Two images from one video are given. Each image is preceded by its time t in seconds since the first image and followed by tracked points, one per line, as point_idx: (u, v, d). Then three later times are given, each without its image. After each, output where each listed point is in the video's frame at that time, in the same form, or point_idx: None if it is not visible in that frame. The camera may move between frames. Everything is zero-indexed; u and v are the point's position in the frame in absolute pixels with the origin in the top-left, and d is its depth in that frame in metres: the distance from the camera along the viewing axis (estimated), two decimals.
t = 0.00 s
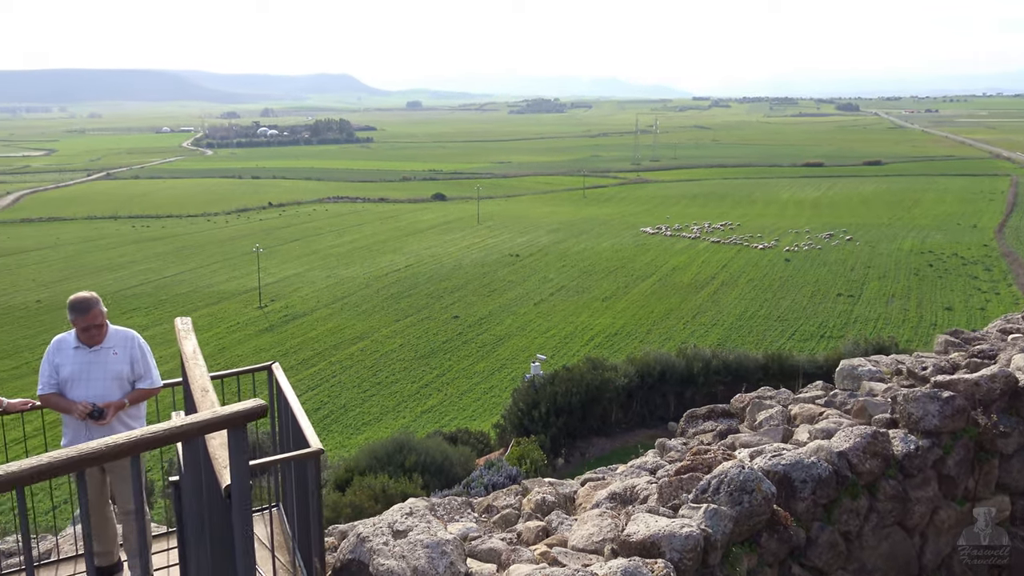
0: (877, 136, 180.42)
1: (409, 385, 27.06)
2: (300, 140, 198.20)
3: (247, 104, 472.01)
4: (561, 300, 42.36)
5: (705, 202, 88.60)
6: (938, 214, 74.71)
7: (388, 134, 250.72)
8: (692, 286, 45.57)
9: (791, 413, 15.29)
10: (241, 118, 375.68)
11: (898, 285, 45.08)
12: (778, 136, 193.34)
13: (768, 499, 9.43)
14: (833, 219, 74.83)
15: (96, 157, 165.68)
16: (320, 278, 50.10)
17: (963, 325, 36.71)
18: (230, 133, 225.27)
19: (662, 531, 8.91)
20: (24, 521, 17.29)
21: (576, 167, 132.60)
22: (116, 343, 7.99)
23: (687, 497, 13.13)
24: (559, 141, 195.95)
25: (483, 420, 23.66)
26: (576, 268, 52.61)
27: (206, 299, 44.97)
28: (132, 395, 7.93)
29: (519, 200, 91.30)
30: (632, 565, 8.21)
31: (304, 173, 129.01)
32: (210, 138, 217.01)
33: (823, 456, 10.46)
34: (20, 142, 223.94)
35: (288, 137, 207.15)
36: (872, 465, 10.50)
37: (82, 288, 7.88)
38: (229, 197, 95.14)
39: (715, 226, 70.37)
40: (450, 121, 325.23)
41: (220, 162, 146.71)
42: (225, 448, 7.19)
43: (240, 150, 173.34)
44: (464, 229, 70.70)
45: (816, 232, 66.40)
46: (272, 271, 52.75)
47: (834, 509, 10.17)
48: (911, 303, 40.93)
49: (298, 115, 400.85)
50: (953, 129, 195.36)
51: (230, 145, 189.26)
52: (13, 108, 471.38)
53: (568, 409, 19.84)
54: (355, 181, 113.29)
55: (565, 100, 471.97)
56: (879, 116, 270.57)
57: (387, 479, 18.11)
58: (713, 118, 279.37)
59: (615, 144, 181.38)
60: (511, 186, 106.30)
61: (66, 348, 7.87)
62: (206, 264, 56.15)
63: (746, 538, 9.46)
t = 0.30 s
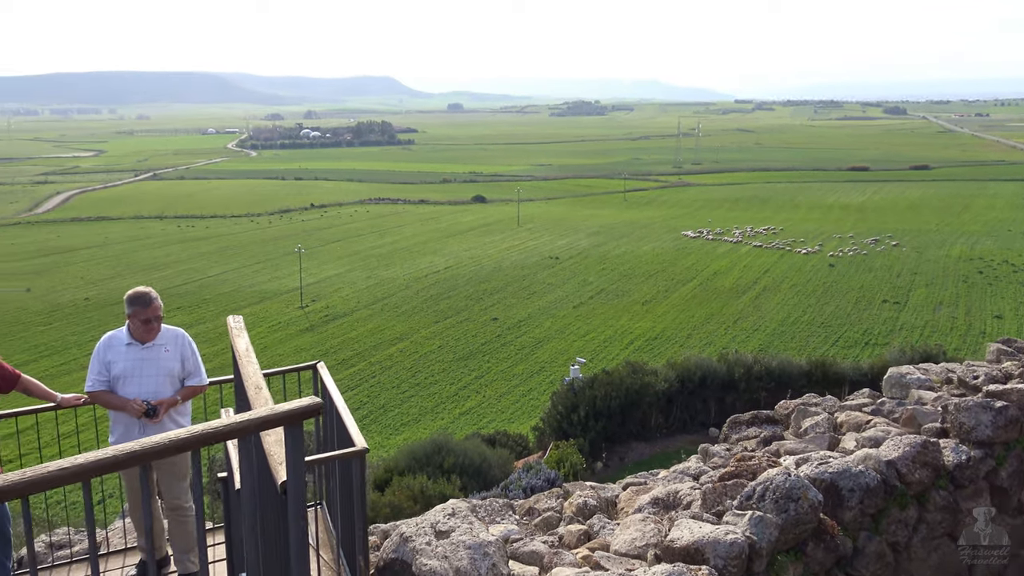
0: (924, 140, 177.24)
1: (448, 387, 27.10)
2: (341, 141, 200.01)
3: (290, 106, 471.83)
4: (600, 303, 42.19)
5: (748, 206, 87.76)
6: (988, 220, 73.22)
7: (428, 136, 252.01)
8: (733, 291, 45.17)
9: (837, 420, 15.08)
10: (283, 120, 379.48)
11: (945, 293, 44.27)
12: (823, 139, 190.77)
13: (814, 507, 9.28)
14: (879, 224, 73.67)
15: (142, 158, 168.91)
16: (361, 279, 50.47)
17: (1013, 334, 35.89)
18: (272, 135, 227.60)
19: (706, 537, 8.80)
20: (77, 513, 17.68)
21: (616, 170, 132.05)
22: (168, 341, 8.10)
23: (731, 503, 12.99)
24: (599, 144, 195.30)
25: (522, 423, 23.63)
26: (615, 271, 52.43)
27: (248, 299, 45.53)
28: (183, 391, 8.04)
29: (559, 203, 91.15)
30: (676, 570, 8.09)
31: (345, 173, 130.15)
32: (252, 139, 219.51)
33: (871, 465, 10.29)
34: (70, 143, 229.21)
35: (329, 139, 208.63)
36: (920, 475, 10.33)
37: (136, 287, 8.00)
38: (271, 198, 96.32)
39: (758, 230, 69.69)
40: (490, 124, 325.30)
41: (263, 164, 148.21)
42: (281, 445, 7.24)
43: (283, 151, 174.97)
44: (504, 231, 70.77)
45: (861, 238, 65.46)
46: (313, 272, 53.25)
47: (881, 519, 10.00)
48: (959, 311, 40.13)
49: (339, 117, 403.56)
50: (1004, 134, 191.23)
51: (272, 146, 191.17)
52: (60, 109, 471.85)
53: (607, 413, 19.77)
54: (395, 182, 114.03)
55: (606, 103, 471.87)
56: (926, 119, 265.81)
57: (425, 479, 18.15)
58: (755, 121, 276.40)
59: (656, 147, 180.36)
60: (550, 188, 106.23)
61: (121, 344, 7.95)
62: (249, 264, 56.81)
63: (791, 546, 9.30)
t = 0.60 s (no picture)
0: (975, 145, 173.58)
1: (486, 389, 27.15)
2: (383, 143, 201.13)
3: (333, 108, 471.87)
4: (639, 307, 42.01)
5: (791, 211, 86.78)
6: None
7: (470, 139, 252.53)
8: (774, 296, 44.74)
9: (883, 428, 14.85)
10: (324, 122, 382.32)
11: (993, 300, 43.38)
12: (870, 143, 187.84)
13: (860, 517, 9.17)
14: (925, 229, 72.48)
15: (189, 158, 171.58)
16: (401, 280, 50.83)
17: None
18: (317, 137, 229.64)
19: (749, 544, 8.71)
20: (125, 505, 18.10)
21: (658, 173, 131.40)
22: (213, 337, 8.23)
23: (774, 511, 12.86)
24: (641, 147, 194.36)
25: (560, 425, 23.61)
26: (656, 274, 52.21)
27: (289, 298, 46.04)
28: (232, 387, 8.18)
29: (600, 206, 90.94)
30: None
31: (387, 174, 130.99)
32: (296, 141, 222.03)
33: (919, 475, 10.15)
34: (119, 143, 233.92)
35: (371, 140, 209.92)
36: (969, 486, 10.16)
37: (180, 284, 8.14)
38: (314, 198, 97.34)
39: (801, 235, 68.91)
40: (531, 126, 325.28)
41: (306, 165, 149.71)
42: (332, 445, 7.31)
43: (327, 153, 176.69)
44: (544, 234, 70.76)
45: (906, 243, 64.42)
46: (353, 272, 53.79)
47: (929, 530, 9.84)
48: (1007, 319, 39.28)
49: (380, 119, 405.32)
50: None
51: (316, 148, 193.17)
52: (109, 111, 472.04)
53: (645, 417, 19.65)
54: (437, 184, 114.55)
55: (648, 106, 471.95)
56: (976, 123, 260.48)
57: (462, 480, 18.21)
58: (799, 125, 273.09)
59: (699, 150, 179.06)
60: (591, 191, 105.99)
61: (167, 342, 8.07)
62: (291, 264, 57.46)
63: (836, 555, 9.18)
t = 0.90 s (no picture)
0: None
1: (525, 391, 27.21)
2: (426, 145, 201.85)
3: (378, 109, 471.76)
4: (680, 311, 41.77)
5: (836, 216, 85.72)
6: None
7: (513, 142, 252.34)
8: (818, 302, 44.24)
9: (930, 438, 14.62)
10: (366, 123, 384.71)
11: None
12: (919, 148, 184.53)
13: (908, 528, 9.06)
14: (975, 236, 71.01)
15: (236, 159, 174.04)
16: (442, 281, 51.13)
17: None
18: (360, 139, 231.55)
19: (793, 553, 8.62)
20: (173, 498, 18.56)
21: (701, 176, 130.48)
22: (260, 337, 8.37)
23: (820, 520, 12.70)
24: (685, 151, 193.13)
25: (599, 429, 23.57)
26: (697, 279, 51.91)
27: (332, 298, 46.54)
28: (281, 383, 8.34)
29: (641, 210, 90.59)
30: None
31: (429, 176, 131.65)
32: (341, 142, 224.35)
33: (968, 486, 10.04)
34: (169, 144, 238.05)
35: (415, 142, 211.03)
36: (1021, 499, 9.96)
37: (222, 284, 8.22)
38: (357, 199, 98.17)
39: (846, 240, 68.01)
40: (573, 129, 324.50)
41: (349, 167, 151.05)
42: (384, 446, 7.38)
43: (371, 155, 178.19)
44: (585, 237, 70.67)
45: (954, 250, 63.25)
46: (395, 273, 54.20)
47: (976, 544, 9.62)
48: None
49: (422, 122, 406.53)
50: None
51: (361, 150, 194.96)
52: (161, 112, 471.79)
53: (685, 422, 19.56)
54: (479, 186, 114.81)
55: (692, 109, 472.04)
56: None
57: (501, 482, 18.27)
58: (845, 129, 269.06)
59: (744, 155, 177.41)
60: (633, 195, 105.47)
61: (215, 341, 8.17)
62: (334, 264, 58.09)
63: (882, 567, 9.06)
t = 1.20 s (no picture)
0: None
1: (566, 393, 27.21)
2: (470, 147, 202.12)
3: (423, 111, 471.92)
4: (724, 316, 41.44)
5: (884, 221, 84.41)
6: None
7: (557, 144, 251.99)
8: (865, 308, 43.58)
9: (983, 449, 14.30)
10: (409, 124, 386.13)
11: None
12: (972, 153, 180.77)
13: (960, 540, 8.92)
14: None
15: (283, 160, 176.15)
16: (484, 282, 51.29)
17: None
18: (405, 140, 232.95)
19: (842, 563, 8.47)
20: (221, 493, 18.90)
21: (747, 180, 129.30)
22: (307, 336, 8.45)
23: (868, 530, 12.47)
24: (731, 154, 191.44)
25: (639, 433, 23.45)
26: (741, 283, 51.47)
27: (375, 298, 46.94)
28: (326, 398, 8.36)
29: (685, 213, 90.01)
30: None
31: (473, 177, 131.92)
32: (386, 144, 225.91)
33: (1023, 500, 9.78)
34: (218, 144, 241.42)
35: (458, 143, 211.79)
36: None
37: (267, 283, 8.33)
38: (401, 200, 98.79)
39: (894, 246, 66.93)
40: (616, 131, 323.34)
41: (394, 168, 152.14)
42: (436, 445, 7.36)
43: (415, 156, 179.19)
44: (627, 240, 70.41)
45: (1007, 257, 61.89)
46: (438, 274, 54.50)
47: None
48: None
49: (465, 123, 406.53)
50: None
51: (405, 151, 196.20)
52: (211, 113, 471.83)
53: (728, 428, 19.41)
54: (522, 188, 114.90)
55: (737, 112, 471.68)
56: None
57: (541, 484, 18.25)
58: (894, 133, 264.79)
59: (790, 158, 175.43)
60: (677, 198, 104.69)
61: (262, 340, 8.28)
62: (378, 264, 58.60)
63: None
